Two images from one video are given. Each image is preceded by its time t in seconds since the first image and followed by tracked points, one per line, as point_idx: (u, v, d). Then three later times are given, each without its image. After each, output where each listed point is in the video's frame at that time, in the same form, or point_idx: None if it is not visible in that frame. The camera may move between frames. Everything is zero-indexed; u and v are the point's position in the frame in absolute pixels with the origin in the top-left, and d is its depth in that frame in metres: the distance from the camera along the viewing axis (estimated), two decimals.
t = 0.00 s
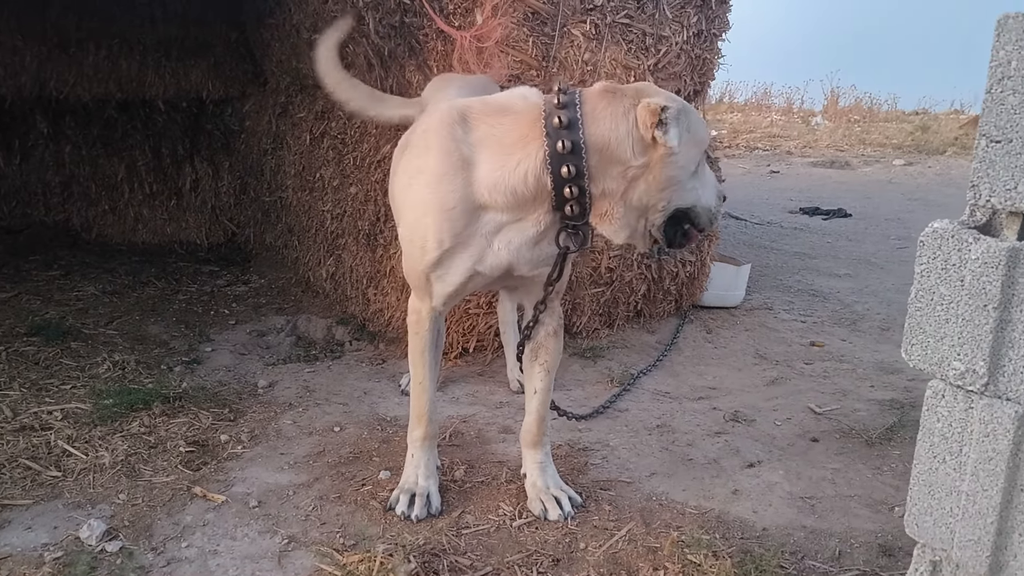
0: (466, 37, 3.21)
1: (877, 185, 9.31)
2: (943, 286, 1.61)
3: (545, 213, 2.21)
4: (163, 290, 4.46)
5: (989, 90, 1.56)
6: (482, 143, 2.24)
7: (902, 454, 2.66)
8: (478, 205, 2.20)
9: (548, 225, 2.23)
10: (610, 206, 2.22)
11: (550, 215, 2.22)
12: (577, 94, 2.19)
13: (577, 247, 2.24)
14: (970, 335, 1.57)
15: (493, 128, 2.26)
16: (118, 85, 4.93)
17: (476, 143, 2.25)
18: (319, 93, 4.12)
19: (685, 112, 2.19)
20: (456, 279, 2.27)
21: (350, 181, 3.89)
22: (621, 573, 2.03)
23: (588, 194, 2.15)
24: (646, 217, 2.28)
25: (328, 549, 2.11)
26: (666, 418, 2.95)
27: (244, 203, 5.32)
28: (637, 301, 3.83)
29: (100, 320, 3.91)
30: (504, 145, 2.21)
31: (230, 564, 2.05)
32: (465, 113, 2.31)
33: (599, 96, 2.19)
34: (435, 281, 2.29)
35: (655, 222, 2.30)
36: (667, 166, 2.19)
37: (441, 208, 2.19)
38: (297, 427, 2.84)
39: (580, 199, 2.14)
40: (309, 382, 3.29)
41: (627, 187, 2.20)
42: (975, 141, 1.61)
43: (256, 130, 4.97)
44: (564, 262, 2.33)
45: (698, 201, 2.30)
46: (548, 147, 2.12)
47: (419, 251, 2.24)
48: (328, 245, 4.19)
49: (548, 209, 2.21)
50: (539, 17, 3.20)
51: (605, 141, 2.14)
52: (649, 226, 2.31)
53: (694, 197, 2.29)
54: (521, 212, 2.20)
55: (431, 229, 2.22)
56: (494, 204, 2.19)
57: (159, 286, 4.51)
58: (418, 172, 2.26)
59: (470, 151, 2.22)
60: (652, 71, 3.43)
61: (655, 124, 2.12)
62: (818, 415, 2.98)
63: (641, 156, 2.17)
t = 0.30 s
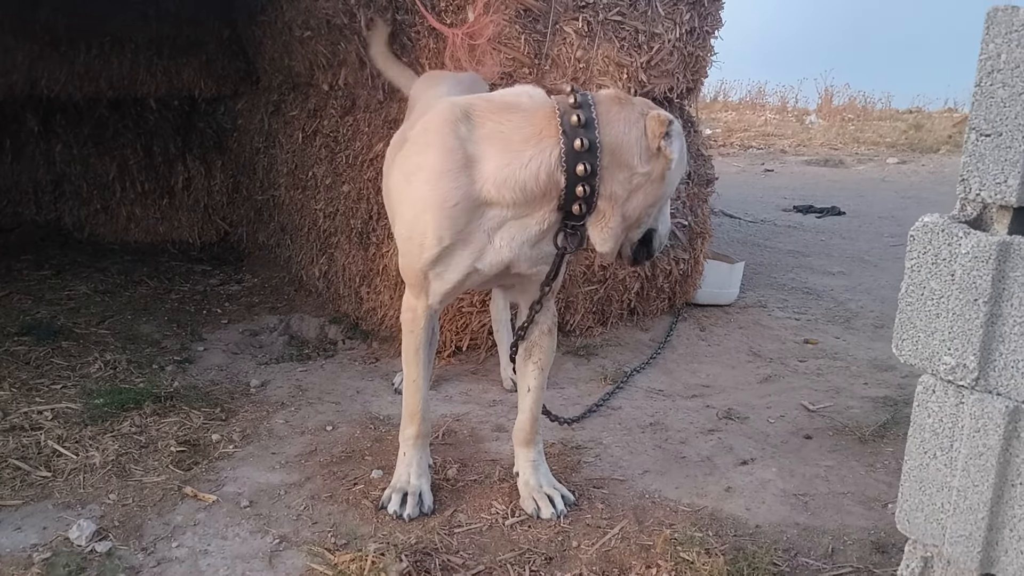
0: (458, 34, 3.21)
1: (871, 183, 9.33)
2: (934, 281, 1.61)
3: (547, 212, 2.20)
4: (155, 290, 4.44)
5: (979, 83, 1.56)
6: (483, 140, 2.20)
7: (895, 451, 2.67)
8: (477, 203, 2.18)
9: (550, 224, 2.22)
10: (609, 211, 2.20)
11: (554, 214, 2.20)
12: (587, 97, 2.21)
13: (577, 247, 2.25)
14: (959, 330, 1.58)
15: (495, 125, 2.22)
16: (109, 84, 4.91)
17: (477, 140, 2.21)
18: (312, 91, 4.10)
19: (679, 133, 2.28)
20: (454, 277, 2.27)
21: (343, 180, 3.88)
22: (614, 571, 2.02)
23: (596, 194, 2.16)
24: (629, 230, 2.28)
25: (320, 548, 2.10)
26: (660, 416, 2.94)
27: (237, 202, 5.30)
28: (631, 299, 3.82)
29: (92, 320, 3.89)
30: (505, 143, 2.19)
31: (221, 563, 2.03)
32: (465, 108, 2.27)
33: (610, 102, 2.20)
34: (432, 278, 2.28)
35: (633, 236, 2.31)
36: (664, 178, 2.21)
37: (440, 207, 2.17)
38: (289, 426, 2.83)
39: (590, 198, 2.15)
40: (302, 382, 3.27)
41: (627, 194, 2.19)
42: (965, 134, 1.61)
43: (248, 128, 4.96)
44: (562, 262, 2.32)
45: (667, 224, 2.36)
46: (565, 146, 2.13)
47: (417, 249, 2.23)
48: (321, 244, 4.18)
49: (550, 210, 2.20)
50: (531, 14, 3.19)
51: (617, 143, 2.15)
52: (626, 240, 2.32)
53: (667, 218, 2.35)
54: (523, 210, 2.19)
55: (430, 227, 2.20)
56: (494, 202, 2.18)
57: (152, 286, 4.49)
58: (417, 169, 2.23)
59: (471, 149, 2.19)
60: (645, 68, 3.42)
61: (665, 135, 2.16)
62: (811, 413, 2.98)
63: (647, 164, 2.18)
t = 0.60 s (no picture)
0: (451, 34, 3.21)
1: (865, 183, 9.34)
2: (924, 277, 1.61)
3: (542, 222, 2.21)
4: (149, 290, 4.43)
5: (969, 81, 1.57)
6: (482, 144, 2.23)
7: (889, 449, 2.67)
8: (475, 205, 2.19)
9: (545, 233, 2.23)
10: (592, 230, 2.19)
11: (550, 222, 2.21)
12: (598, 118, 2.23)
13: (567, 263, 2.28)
14: (949, 327, 1.58)
15: (495, 129, 2.25)
16: (101, 84, 4.88)
17: (477, 145, 2.24)
18: (305, 91, 4.10)
19: (684, 173, 2.21)
20: (448, 277, 2.25)
21: (336, 180, 3.87)
22: (607, 570, 2.02)
23: (587, 212, 2.16)
24: (612, 258, 2.23)
25: (313, 548, 2.09)
26: (654, 415, 2.94)
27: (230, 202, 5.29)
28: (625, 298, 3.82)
29: (84, 321, 3.87)
30: (504, 146, 2.21)
31: (214, 564, 2.03)
32: (465, 112, 2.30)
33: (621, 128, 2.21)
34: (427, 278, 2.27)
35: (617, 269, 2.25)
36: (651, 206, 2.16)
37: (438, 206, 2.18)
38: (282, 426, 2.82)
39: (581, 216, 2.16)
40: (296, 382, 3.27)
41: (610, 217, 2.16)
42: (955, 130, 1.61)
43: (241, 128, 4.95)
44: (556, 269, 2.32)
45: (655, 267, 2.26)
46: (565, 161, 2.14)
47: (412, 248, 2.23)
48: (315, 244, 4.17)
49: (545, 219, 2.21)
50: (524, 14, 3.19)
51: (611, 163, 2.14)
52: (611, 271, 2.26)
53: (655, 260, 2.25)
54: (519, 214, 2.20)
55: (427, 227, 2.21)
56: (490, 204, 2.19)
57: (145, 286, 4.48)
58: (416, 169, 2.25)
59: (470, 152, 2.22)
60: (638, 67, 3.41)
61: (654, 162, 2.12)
62: (805, 411, 2.98)
63: (633, 189, 2.14)
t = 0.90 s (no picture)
0: (446, 34, 3.21)
1: (861, 182, 9.35)
2: (919, 276, 1.61)
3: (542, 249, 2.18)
4: (144, 291, 4.42)
5: (964, 79, 1.57)
6: (488, 159, 2.25)
7: (885, 448, 2.67)
8: (476, 216, 2.21)
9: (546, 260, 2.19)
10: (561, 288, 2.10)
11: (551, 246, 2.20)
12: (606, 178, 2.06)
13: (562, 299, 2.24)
14: (944, 326, 1.58)
15: (500, 146, 2.28)
16: (96, 84, 4.88)
17: (482, 161, 2.27)
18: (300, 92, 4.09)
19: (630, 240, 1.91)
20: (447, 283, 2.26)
21: (332, 181, 3.86)
22: (604, 570, 2.02)
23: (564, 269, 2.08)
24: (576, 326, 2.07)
25: (309, 550, 2.09)
26: (650, 415, 2.94)
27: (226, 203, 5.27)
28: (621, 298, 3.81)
29: (79, 322, 3.86)
30: (509, 165, 2.23)
31: (209, 566, 2.02)
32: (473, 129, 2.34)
33: (612, 189, 2.03)
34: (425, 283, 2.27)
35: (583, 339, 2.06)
36: (586, 276, 1.96)
37: (440, 214, 2.19)
38: (278, 428, 2.81)
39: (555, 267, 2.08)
40: (291, 383, 3.26)
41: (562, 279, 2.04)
42: (950, 130, 1.61)
43: (237, 129, 4.94)
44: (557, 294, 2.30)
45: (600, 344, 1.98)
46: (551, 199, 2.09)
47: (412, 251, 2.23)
48: (310, 244, 4.16)
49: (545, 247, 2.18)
50: (519, 13, 3.18)
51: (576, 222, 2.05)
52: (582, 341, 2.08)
53: (599, 333, 1.99)
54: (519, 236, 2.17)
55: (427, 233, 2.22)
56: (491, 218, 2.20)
57: (140, 287, 4.47)
58: (423, 178, 2.28)
59: (476, 167, 2.25)
60: (634, 67, 3.41)
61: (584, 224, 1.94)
62: (801, 411, 2.98)
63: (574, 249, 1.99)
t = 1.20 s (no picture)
0: (445, 33, 3.24)
1: (860, 180, 9.35)
2: (917, 272, 1.61)
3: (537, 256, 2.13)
4: (143, 291, 4.42)
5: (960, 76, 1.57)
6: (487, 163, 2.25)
7: (884, 446, 2.67)
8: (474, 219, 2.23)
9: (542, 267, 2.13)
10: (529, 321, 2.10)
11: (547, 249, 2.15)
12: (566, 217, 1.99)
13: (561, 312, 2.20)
14: (943, 321, 1.58)
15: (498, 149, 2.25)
16: (94, 84, 4.88)
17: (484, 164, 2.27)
18: (299, 91, 4.09)
19: (538, 269, 1.86)
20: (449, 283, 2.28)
21: (330, 180, 3.86)
22: (604, 568, 2.02)
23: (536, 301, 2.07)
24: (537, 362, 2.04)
25: (309, 548, 2.09)
26: (649, 413, 2.94)
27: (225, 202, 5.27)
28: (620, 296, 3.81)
29: (78, 322, 3.86)
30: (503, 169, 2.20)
31: (208, 565, 2.02)
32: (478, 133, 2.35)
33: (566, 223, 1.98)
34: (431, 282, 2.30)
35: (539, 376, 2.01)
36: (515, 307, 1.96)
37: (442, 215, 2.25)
38: (277, 427, 2.81)
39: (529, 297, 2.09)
40: (290, 382, 3.26)
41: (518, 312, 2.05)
42: (947, 126, 1.62)
43: (235, 129, 4.93)
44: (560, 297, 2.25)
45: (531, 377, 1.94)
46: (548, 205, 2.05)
47: (415, 251, 2.28)
48: (309, 243, 4.16)
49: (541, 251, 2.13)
50: (517, 12, 3.17)
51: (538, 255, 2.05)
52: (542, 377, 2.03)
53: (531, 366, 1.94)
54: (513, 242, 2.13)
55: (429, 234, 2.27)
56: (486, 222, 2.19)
57: (138, 287, 4.47)
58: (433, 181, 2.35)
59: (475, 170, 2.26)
60: (632, 65, 3.41)
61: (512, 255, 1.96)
62: (801, 409, 2.98)
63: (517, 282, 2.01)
